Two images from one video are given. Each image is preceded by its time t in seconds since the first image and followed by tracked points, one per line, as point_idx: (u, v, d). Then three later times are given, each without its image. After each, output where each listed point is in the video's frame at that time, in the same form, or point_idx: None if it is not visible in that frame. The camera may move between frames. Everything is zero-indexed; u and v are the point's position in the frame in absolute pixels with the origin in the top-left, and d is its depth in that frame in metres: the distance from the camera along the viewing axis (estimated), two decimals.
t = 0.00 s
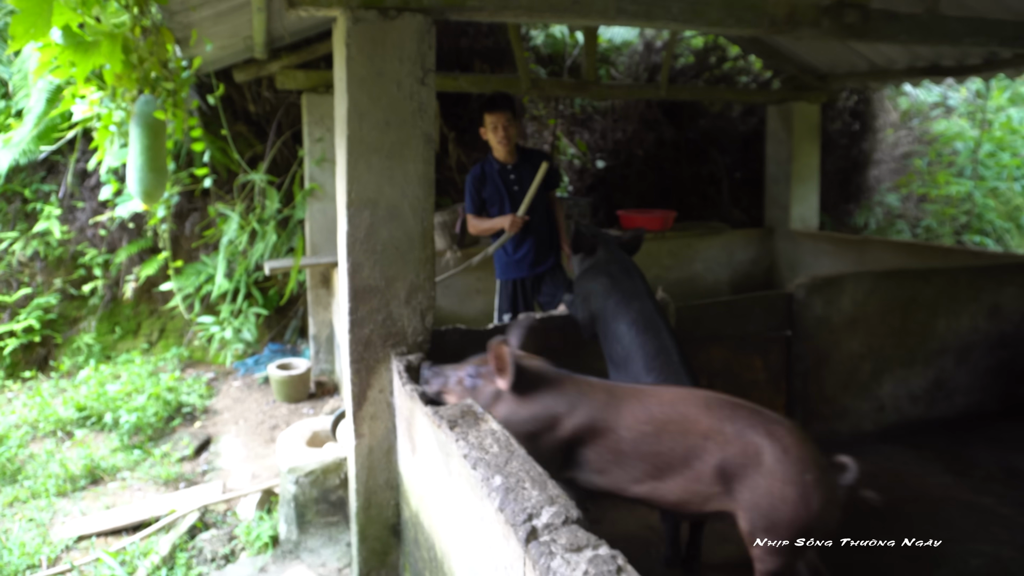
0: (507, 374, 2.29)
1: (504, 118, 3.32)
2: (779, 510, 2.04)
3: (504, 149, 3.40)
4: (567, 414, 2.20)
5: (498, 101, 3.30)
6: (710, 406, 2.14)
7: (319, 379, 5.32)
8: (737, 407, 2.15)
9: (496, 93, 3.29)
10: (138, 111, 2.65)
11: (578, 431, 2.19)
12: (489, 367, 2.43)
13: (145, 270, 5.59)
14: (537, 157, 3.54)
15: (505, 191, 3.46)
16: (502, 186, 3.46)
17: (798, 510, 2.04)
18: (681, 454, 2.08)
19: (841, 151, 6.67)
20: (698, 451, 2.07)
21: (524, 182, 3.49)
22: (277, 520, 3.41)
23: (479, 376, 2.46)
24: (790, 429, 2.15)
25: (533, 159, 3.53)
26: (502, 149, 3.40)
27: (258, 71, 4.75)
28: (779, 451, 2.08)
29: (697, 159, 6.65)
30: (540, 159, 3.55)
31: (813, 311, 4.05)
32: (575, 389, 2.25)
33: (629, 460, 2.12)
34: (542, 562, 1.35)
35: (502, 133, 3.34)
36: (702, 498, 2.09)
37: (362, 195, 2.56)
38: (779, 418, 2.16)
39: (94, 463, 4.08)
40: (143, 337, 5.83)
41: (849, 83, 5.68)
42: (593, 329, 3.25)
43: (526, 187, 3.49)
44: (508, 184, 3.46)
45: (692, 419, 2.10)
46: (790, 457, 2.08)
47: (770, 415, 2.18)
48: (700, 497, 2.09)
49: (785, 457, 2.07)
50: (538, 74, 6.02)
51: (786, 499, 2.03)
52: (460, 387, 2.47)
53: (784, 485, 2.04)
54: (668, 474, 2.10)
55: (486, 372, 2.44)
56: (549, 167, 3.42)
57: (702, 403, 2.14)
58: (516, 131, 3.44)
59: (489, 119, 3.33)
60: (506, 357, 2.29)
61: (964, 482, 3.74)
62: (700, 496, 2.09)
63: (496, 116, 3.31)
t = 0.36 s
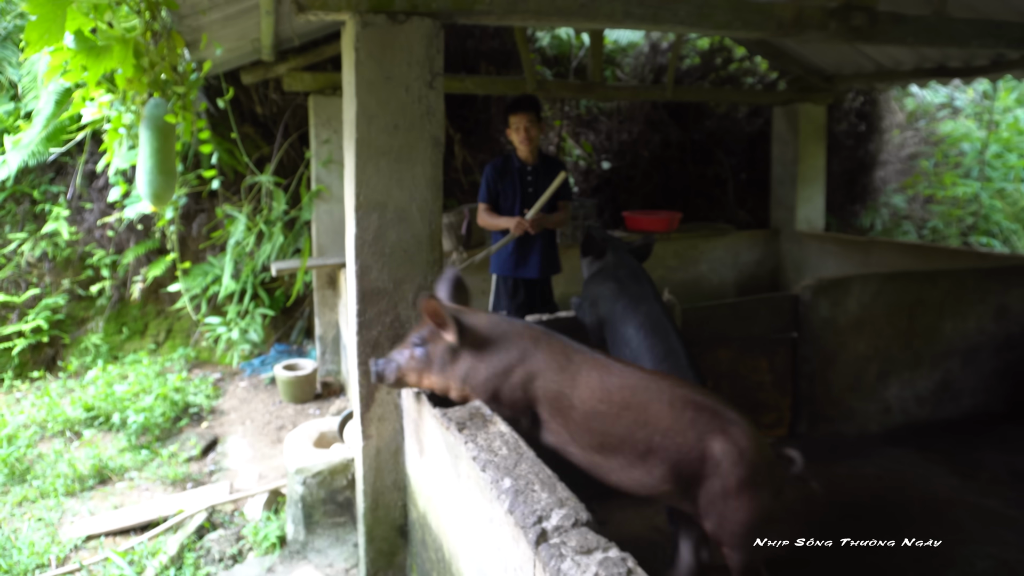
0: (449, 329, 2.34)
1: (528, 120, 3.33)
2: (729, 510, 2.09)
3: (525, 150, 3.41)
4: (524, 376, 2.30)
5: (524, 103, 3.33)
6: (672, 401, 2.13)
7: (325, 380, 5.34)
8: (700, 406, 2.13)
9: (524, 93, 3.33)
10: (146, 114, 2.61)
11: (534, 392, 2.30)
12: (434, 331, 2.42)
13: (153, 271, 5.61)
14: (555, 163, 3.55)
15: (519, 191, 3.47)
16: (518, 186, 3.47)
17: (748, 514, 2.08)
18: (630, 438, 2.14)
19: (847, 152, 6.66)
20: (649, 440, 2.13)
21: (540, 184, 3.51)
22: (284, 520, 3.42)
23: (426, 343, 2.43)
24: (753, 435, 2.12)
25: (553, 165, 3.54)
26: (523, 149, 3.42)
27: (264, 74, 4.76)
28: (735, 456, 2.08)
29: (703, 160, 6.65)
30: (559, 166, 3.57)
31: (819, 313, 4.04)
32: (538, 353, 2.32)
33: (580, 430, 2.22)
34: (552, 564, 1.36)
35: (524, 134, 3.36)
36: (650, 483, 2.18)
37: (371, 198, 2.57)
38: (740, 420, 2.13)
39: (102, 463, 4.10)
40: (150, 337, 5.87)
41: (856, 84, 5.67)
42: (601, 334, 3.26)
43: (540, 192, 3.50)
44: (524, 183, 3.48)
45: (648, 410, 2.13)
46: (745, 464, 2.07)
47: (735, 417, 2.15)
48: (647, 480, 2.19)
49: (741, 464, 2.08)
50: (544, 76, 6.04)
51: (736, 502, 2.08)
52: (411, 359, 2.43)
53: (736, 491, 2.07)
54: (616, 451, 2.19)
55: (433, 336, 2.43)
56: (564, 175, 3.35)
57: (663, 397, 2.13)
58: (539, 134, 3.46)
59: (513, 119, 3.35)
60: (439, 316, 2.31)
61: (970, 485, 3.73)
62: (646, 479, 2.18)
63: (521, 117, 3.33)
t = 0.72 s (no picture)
0: (427, 332, 2.28)
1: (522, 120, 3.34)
2: (700, 507, 2.17)
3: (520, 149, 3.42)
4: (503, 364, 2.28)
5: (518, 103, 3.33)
6: (650, 393, 2.19)
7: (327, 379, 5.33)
8: (676, 400, 2.21)
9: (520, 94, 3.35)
10: (149, 114, 2.62)
11: (513, 381, 2.28)
12: (410, 333, 2.35)
13: (155, 271, 5.62)
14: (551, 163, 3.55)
15: (514, 189, 3.48)
16: (513, 185, 3.48)
17: (717, 510, 2.17)
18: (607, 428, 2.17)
19: (849, 152, 6.66)
20: (625, 431, 2.16)
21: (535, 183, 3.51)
22: (287, 519, 3.41)
23: (403, 347, 2.36)
24: (724, 431, 2.24)
25: (549, 166, 3.55)
26: (517, 149, 3.43)
27: (265, 73, 4.76)
28: (708, 451, 2.18)
29: (704, 160, 6.64)
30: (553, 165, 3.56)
31: (821, 313, 4.03)
32: (517, 342, 2.31)
33: (556, 417, 2.22)
34: (555, 563, 1.35)
35: (518, 134, 3.36)
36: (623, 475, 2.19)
37: (373, 197, 2.57)
38: (712, 418, 2.24)
39: (104, 462, 4.10)
40: (152, 337, 5.87)
41: (858, 84, 5.67)
42: (603, 336, 3.28)
43: (535, 191, 3.50)
44: (519, 182, 3.49)
45: (626, 400, 2.17)
46: (718, 459, 2.17)
47: (708, 416, 2.26)
48: (620, 471, 2.20)
49: (713, 459, 2.18)
50: (545, 76, 6.04)
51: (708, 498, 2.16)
52: (389, 364, 2.37)
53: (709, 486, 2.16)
54: (591, 441, 2.19)
55: (409, 339, 2.36)
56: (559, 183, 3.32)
57: (642, 390, 2.19)
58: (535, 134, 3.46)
59: (507, 120, 3.36)
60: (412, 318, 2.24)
61: (973, 485, 3.72)
62: (619, 470, 2.20)
63: (516, 118, 3.33)
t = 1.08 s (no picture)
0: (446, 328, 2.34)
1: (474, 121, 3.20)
2: (708, 508, 2.19)
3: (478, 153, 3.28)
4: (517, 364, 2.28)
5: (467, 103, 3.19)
6: (668, 393, 2.20)
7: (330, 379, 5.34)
8: (692, 401, 2.22)
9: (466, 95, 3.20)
10: (152, 113, 2.63)
11: (527, 381, 2.27)
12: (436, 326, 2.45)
13: (159, 270, 5.63)
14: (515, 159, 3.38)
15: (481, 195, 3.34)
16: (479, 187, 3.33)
17: (723, 512, 2.20)
18: (626, 428, 2.16)
19: (851, 152, 6.67)
20: (644, 431, 2.15)
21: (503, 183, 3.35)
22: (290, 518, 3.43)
23: (427, 340, 2.45)
24: (738, 432, 2.26)
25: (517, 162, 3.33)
26: (474, 153, 3.29)
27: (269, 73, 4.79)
28: (724, 455, 2.18)
29: (707, 160, 6.64)
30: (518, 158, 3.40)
31: (824, 313, 4.03)
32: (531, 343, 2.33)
33: (573, 418, 2.20)
34: (560, 561, 1.36)
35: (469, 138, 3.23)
36: (641, 476, 2.17)
37: (376, 197, 2.58)
38: (726, 420, 2.25)
39: (108, 460, 4.12)
40: (155, 336, 5.89)
41: (860, 83, 5.67)
42: (609, 339, 3.26)
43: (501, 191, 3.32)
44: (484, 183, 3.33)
45: (646, 399, 2.17)
46: (733, 464, 2.17)
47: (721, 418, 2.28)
48: (638, 472, 2.18)
49: (728, 461, 2.19)
50: (548, 76, 6.06)
51: (717, 500, 2.18)
52: (412, 353, 2.46)
53: (721, 489, 2.16)
54: (609, 441, 2.18)
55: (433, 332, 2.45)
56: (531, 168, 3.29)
57: (660, 390, 2.20)
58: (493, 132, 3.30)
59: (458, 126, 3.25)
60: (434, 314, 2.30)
61: (975, 485, 3.72)
62: (636, 471, 2.18)
63: (467, 120, 3.20)
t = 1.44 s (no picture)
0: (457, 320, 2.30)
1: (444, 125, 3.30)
2: (712, 502, 2.21)
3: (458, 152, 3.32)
4: (524, 363, 2.23)
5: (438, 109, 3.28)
6: (677, 394, 2.16)
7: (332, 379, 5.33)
8: (700, 399, 2.20)
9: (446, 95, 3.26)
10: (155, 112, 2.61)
11: (534, 381, 2.23)
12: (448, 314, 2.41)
13: (162, 269, 5.63)
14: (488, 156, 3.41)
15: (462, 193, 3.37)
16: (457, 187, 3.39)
17: (726, 504, 2.23)
18: (636, 429, 2.13)
19: (854, 151, 6.67)
20: (653, 432, 2.13)
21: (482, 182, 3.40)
22: (293, 517, 3.42)
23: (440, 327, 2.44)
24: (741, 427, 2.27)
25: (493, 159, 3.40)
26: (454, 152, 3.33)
27: (272, 71, 4.77)
28: (729, 448, 2.19)
29: (710, 159, 6.63)
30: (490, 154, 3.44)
31: (828, 312, 4.01)
32: (537, 340, 2.28)
33: (581, 418, 2.17)
34: (565, 561, 1.35)
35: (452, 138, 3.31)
36: (649, 473, 2.20)
37: (380, 195, 2.57)
38: (730, 415, 2.26)
39: (111, 460, 4.12)
40: (159, 336, 5.90)
41: (864, 83, 5.65)
42: (618, 333, 3.30)
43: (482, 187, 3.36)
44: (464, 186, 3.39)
45: (656, 402, 2.13)
46: (737, 456, 2.19)
47: (727, 415, 2.28)
48: (645, 468, 2.20)
49: (733, 455, 2.20)
50: (551, 75, 6.07)
51: (721, 494, 2.20)
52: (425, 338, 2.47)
53: (726, 481, 2.18)
54: (618, 441, 2.17)
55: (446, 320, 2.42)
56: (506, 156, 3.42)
57: (671, 391, 2.15)
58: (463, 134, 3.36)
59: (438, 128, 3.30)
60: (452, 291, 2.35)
61: (980, 485, 3.70)
62: (644, 468, 2.19)
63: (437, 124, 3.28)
